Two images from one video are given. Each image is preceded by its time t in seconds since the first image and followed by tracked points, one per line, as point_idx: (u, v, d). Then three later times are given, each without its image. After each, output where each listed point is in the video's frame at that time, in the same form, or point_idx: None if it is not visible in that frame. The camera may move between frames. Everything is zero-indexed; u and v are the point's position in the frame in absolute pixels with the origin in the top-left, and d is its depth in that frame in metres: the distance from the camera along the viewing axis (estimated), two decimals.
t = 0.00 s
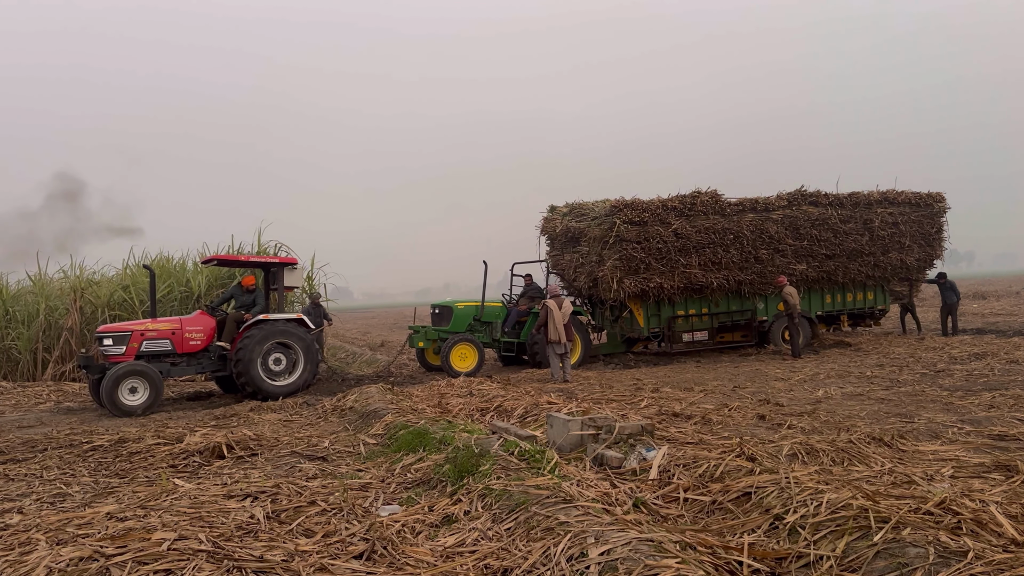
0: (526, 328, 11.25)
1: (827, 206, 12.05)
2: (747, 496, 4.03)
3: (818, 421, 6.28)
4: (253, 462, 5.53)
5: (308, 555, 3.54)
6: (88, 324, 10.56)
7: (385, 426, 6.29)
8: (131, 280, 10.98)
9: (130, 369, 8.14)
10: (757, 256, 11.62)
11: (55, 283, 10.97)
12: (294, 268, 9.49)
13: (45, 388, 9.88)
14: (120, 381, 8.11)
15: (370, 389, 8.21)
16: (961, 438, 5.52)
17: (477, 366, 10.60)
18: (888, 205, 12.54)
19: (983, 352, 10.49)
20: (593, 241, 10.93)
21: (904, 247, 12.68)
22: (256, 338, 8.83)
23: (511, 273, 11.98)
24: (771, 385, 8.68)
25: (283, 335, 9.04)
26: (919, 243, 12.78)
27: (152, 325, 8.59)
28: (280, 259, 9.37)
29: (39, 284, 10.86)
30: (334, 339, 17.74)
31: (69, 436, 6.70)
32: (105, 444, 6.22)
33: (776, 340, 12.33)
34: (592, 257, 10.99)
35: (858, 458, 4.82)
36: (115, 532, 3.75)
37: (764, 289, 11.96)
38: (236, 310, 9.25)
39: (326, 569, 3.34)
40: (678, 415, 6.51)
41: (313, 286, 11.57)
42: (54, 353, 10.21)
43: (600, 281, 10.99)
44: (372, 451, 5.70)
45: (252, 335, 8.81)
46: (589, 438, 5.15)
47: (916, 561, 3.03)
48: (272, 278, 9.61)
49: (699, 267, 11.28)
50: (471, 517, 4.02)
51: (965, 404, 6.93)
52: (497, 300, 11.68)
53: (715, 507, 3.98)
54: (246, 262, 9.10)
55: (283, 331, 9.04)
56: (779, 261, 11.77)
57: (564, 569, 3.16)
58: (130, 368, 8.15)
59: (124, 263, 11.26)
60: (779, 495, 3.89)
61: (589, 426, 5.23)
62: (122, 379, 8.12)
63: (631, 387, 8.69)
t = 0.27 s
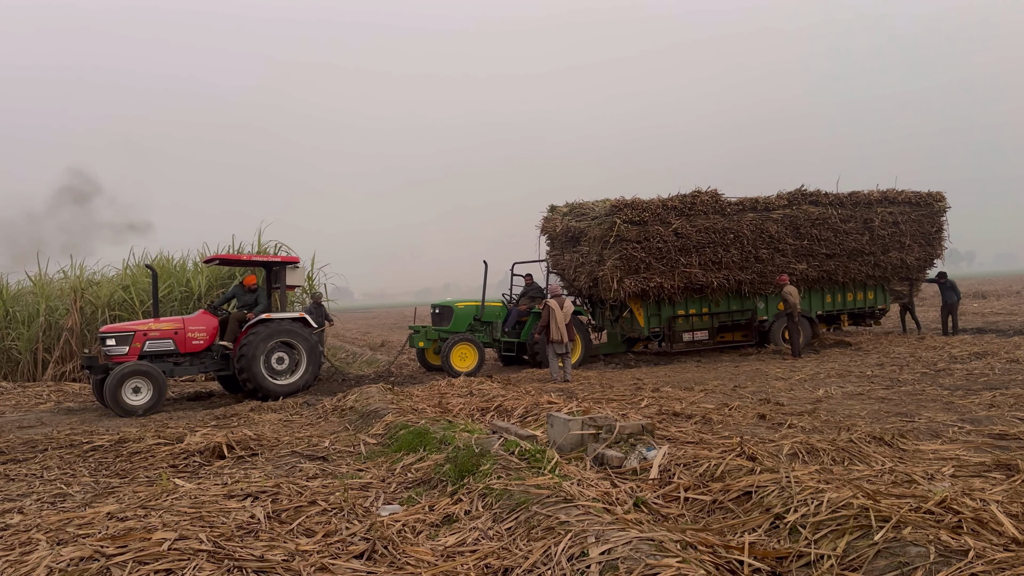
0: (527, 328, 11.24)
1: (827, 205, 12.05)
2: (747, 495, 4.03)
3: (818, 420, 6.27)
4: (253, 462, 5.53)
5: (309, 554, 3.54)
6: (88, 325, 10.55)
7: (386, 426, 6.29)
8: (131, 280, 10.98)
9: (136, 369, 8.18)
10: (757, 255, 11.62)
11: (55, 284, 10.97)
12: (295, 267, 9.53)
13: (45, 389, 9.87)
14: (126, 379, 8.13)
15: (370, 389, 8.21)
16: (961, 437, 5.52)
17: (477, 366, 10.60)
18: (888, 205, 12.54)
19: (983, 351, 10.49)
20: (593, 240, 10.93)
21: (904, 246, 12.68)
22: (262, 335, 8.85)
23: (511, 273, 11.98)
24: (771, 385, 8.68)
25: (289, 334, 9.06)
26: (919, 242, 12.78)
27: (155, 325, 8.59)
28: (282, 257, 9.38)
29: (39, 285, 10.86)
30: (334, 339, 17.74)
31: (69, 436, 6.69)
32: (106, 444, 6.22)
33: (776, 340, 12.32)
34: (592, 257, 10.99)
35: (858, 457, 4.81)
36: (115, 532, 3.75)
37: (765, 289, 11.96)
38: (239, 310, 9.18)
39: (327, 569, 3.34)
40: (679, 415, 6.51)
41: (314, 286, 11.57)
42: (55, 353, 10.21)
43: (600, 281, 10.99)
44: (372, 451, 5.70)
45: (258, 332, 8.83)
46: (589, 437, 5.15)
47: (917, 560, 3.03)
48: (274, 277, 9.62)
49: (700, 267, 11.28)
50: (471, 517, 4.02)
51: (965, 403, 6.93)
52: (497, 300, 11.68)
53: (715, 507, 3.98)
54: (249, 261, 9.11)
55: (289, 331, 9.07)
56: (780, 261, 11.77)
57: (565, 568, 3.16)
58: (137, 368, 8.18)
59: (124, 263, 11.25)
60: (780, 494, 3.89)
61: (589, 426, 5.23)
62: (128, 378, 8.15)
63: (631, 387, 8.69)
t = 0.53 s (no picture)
0: (526, 327, 11.24)
1: (825, 204, 12.06)
2: (746, 493, 4.03)
3: (817, 418, 6.28)
4: (252, 462, 5.53)
5: (308, 554, 3.54)
6: (87, 325, 10.54)
7: (385, 425, 6.28)
8: (129, 280, 10.96)
9: (140, 368, 8.19)
10: (755, 254, 11.63)
11: (53, 284, 10.95)
12: (296, 265, 9.51)
13: (44, 389, 9.86)
14: (128, 378, 8.14)
15: (369, 388, 8.21)
16: (959, 435, 5.53)
17: (476, 365, 10.61)
18: (886, 203, 12.55)
19: (981, 349, 10.51)
20: (592, 239, 10.94)
21: (902, 245, 12.69)
22: (266, 331, 8.88)
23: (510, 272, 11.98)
24: (769, 383, 8.69)
25: (292, 333, 9.09)
26: (917, 241, 12.79)
27: (156, 325, 8.58)
28: (283, 256, 9.36)
29: (37, 285, 10.84)
30: (332, 339, 17.72)
31: (68, 436, 6.68)
32: (104, 444, 6.21)
33: (774, 339, 12.32)
34: (590, 256, 11.00)
35: (857, 456, 4.82)
36: (114, 532, 3.75)
37: (763, 287, 11.96)
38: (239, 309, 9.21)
39: (326, 568, 3.34)
40: (677, 413, 6.52)
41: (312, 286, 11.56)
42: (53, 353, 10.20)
43: (599, 280, 10.99)
44: (371, 450, 5.70)
45: (262, 329, 8.87)
46: (588, 436, 5.15)
47: (915, 558, 3.03)
48: (274, 275, 9.60)
49: (698, 265, 11.29)
50: (470, 516, 4.02)
51: (963, 401, 6.94)
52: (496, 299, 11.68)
53: (714, 505, 3.98)
54: (250, 259, 9.10)
55: (293, 330, 9.10)
56: (778, 259, 11.78)
57: (564, 567, 3.16)
58: (140, 368, 8.19)
59: (123, 263, 11.23)
60: (779, 493, 3.90)
61: (588, 425, 5.23)
62: (131, 377, 8.15)
63: (630, 386, 8.69)
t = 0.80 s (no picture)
0: (525, 327, 11.24)
1: (824, 204, 12.07)
2: (746, 492, 4.04)
3: (816, 418, 6.29)
4: (251, 462, 5.53)
5: (308, 553, 3.54)
6: (86, 325, 10.54)
7: (384, 425, 6.28)
8: (128, 280, 10.94)
9: (144, 369, 8.20)
10: (754, 253, 11.64)
11: (51, 284, 10.95)
12: (298, 265, 9.51)
13: (43, 389, 9.85)
14: (132, 377, 8.14)
15: (368, 388, 8.21)
16: (958, 434, 5.53)
17: (475, 365, 10.61)
18: (885, 203, 12.56)
19: (980, 348, 10.51)
20: (591, 239, 10.94)
21: (901, 244, 12.70)
22: (270, 329, 8.90)
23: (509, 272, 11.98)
24: (769, 383, 8.70)
25: (296, 333, 9.11)
26: (916, 240, 12.80)
27: (158, 325, 8.58)
28: (283, 255, 9.36)
29: (36, 286, 10.84)
30: (331, 339, 17.72)
31: (67, 436, 6.68)
32: (104, 444, 6.21)
33: (773, 338, 12.33)
34: (589, 255, 11.00)
35: (856, 455, 4.82)
36: (114, 532, 3.75)
37: (762, 287, 11.97)
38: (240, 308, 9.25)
39: (326, 568, 3.34)
40: (676, 413, 6.52)
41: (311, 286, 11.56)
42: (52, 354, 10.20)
43: (598, 280, 10.99)
44: (370, 450, 5.69)
45: (266, 326, 8.90)
46: (587, 436, 5.15)
47: (914, 556, 3.04)
48: (275, 275, 9.60)
49: (697, 265, 11.29)
50: (470, 515, 4.02)
51: (962, 400, 6.94)
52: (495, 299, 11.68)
53: (713, 504, 3.99)
54: (250, 259, 9.10)
55: (297, 330, 9.12)
56: (777, 259, 11.79)
57: (563, 566, 3.16)
58: (145, 368, 8.20)
59: (122, 263, 11.22)
60: (778, 492, 3.90)
61: (587, 425, 5.23)
62: (135, 376, 8.16)
63: (629, 385, 8.69)
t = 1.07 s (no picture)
0: (525, 327, 11.24)
1: (825, 203, 12.07)
2: (747, 492, 4.04)
3: (817, 418, 6.29)
4: (252, 462, 5.53)
5: (309, 554, 3.54)
6: (86, 326, 10.55)
7: (385, 425, 6.29)
8: (129, 281, 10.93)
9: (149, 369, 8.21)
10: (755, 253, 11.63)
11: (53, 285, 10.96)
12: (300, 264, 9.50)
13: (44, 390, 9.86)
14: (137, 377, 8.16)
15: (369, 388, 8.22)
16: (959, 434, 5.53)
17: (476, 365, 10.61)
18: (886, 202, 12.55)
19: (981, 348, 10.51)
20: (592, 239, 10.94)
21: (902, 244, 12.69)
22: (277, 326, 8.94)
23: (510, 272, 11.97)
24: (769, 382, 8.70)
25: (302, 333, 9.14)
26: (917, 239, 12.79)
27: (161, 325, 8.58)
28: (286, 255, 9.36)
29: (37, 286, 10.85)
30: (332, 339, 17.73)
31: (69, 437, 6.68)
32: (105, 445, 6.21)
33: (774, 338, 12.33)
34: (590, 255, 11.00)
35: (857, 454, 4.82)
36: (115, 533, 3.75)
37: (763, 287, 11.97)
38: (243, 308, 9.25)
39: (327, 568, 3.35)
40: (677, 413, 6.52)
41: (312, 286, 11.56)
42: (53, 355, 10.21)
43: (598, 280, 10.99)
44: (371, 450, 5.70)
45: (273, 324, 8.93)
46: (588, 436, 5.15)
47: (915, 556, 3.04)
48: (278, 274, 9.60)
49: (698, 265, 11.30)
50: (471, 515, 4.02)
51: (963, 400, 6.94)
52: (496, 299, 11.68)
53: (714, 504, 3.98)
54: (253, 258, 9.09)
55: (303, 330, 9.16)
56: (778, 259, 11.78)
57: (564, 566, 3.16)
58: (150, 368, 8.22)
59: (123, 264, 11.22)
60: (779, 491, 3.90)
61: (588, 425, 5.23)
62: (141, 376, 8.18)
63: (630, 385, 8.70)
